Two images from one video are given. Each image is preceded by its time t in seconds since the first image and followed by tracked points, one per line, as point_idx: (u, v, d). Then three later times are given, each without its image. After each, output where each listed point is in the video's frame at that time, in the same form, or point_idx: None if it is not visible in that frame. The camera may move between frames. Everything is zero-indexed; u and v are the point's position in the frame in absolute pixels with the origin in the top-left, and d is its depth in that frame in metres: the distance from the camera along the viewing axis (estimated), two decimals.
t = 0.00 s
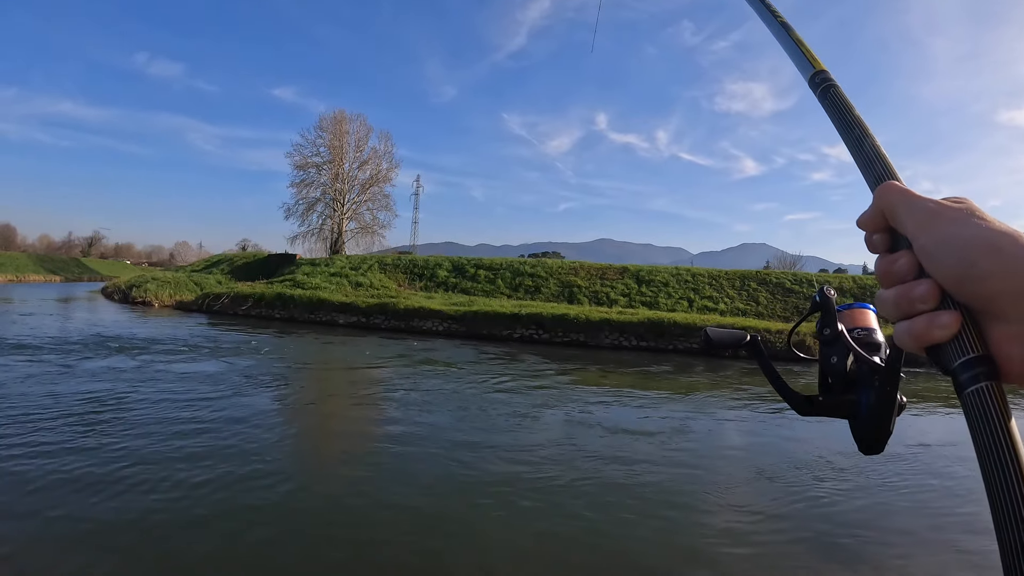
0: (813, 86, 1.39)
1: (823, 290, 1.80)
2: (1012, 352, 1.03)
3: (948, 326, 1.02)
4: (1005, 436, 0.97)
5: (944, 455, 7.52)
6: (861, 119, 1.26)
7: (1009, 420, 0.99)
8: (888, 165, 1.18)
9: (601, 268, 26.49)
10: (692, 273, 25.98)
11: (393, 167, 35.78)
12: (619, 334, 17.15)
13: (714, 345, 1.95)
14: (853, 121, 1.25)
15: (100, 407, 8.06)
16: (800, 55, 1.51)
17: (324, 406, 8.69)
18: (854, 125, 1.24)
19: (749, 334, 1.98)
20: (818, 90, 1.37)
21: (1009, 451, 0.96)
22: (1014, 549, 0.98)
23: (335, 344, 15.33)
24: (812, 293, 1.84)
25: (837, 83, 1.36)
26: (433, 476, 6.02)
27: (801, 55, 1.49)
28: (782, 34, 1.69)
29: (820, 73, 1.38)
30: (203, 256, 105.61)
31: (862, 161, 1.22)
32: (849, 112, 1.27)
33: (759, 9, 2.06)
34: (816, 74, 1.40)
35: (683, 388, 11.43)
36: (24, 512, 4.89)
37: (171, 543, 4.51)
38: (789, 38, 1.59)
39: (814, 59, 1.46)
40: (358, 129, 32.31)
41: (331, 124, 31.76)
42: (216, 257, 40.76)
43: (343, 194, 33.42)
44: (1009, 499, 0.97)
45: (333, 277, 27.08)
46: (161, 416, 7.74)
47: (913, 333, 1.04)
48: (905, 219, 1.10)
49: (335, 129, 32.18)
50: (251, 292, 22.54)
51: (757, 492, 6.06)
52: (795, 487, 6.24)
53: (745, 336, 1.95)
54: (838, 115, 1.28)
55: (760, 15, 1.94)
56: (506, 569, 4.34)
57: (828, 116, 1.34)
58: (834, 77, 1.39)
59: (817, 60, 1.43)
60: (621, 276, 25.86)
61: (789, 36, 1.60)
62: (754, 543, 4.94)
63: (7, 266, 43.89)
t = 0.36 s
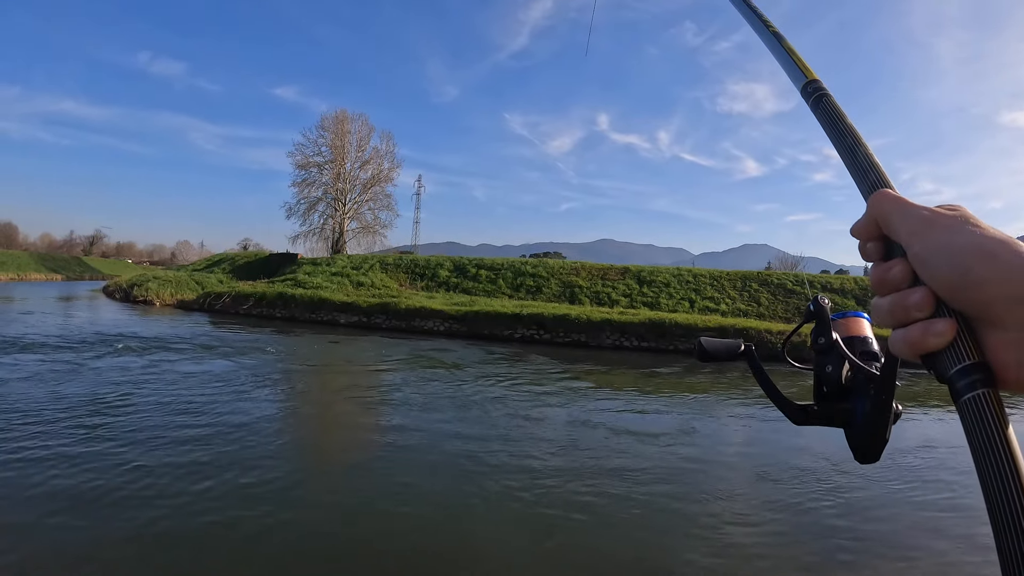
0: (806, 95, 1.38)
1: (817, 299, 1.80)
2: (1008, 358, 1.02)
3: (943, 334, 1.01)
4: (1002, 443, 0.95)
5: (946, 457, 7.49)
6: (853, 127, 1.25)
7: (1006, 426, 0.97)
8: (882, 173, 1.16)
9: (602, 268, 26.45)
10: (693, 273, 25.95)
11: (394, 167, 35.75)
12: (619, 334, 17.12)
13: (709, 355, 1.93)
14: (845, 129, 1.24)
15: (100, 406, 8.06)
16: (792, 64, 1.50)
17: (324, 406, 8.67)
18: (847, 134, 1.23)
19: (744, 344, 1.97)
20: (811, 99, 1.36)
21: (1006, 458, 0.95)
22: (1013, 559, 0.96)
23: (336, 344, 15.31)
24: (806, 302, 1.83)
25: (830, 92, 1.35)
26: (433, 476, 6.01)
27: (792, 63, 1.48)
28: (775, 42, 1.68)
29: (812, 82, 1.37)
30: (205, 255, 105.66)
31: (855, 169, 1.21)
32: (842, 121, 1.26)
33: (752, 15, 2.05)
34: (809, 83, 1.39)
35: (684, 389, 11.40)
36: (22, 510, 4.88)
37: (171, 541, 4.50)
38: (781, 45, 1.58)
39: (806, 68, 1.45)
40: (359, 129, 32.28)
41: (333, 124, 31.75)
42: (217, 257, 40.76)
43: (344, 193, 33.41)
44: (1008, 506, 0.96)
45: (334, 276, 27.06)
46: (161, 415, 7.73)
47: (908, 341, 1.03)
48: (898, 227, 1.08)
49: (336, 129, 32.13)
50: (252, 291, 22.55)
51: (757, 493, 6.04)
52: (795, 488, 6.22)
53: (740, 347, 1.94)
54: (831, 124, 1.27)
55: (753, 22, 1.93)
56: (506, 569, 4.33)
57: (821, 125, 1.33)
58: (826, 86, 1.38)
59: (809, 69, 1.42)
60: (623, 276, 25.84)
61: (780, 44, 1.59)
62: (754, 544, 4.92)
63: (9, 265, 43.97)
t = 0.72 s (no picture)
0: (808, 92, 1.38)
1: (818, 297, 1.79)
2: (1010, 358, 1.02)
3: (944, 332, 1.01)
4: (1003, 442, 0.95)
5: (947, 458, 7.48)
6: (856, 124, 1.25)
7: (1007, 427, 0.97)
8: (884, 170, 1.16)
9: (603, 268, 26.43)
10: (693, 273, 25.93)
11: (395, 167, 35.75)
12: (620, 334, 17.11)
13: (710, 352, 1.93)
14: (848, 127, 1.23)
15: (101, 405, 8.07)
16: (795, 62, 1.50)
17: (325, 405, 8.68)
18: (849, 131, 1.23)
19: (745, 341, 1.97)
20: (813, 96, 1.36)
21: (1007, 457, 0.94)
22: (1014, 559, 0.96)
23: (337, 343, 15.32)
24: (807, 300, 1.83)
25: (833, 89, 1.35)
26: (434, 476, 6.02)
27: (796, 60, 1.48)
28: (777, 39, 1.67)
29: (815, 79, 1.37)
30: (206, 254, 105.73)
31: (858, 166, 1.21)
32: (845, 118, 1.26)
33: (754, 12, 2.04)
34: (811, 80, 1.39)
35: (684, 389, 11.40)
36: (23, 510, 4.88)
37: (172, 540, 4.51)
38: (785, 42, 1.57)
39: (809, 64, 1.45)
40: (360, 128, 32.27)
41: (334, 123, 31.76)
42: (218, 255, 40.80)
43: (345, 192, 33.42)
44: (1010, 508, 0.95)
45: (336, 276, 27.07)
46: (162, 414, 7.74)
47: (909, 339, 1.03)
48: (901, 225, 1.08)
49: (337, 128, 32.12)
50: (253, 290, 22.58)
51: (758, 494, 6.04)
52: (796, 489, 6.22)
53: (741, 344, 1.94)
54: (833, 121, 1.27)
55: (755, 20, 1.93)
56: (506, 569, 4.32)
57: (824, 122, 1.32)
58: (829, 84, 1.37)
59: (812, 66, 1.42)
60: (623, 276, 25.83)
61: (784, 41, 1.58)
62: (755, 544, 4.92)
63: (10, 264, 44.04)
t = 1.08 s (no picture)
0: (812, 84, 1.38)
1: (818, 290, 1.80)
2: (1009, 354, 1.02)
3: (945, 327, 1.01)
4: (1002, 439, 0.95)
5: (947, 458, 7.48)
6: (859, 118, 1.25)
7: (1006, 422, 0.97)
8: (887, 163, 1.16)
9: (604, 267, 26.42)
10: (694, 273, 25.90)
11: (396, 165, 35.75)
12: (621, 333, 17.10)
13: (711, 344, 1.93)
14: (851, 120, 1.23)
15: (101, 403, 8.08)
16: (798, 55, 1.50)
17: (325, 403, 8.69)
18: (853, 125, 1.23)
19: (746, 333, 1.97)
20: (817, 89, 1.36)
21: (1005, 454, 0.94)
22: (1010, 554, 0.96)
23: (337, 341, 15.34)
24: (808, 292, 1.83)
25: (836, 82, 1.35)
26: (434, 474, 6.03)
27: (800, 52, 1.48)
28: (782, 32, 1.67)
29: (819, 71, 1.37)
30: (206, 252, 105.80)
31: (861, 159, 1.21)
32: (848, 111, 1.26)
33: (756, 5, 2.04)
34: (815, 72, 1.39)
35: (685, 388, 11.40)
36: (22, 508, 4.89)
37: (171, 539, 4.50)
38: (790, 35, 1.57)
39: (813, 57, 1.45)
40: (361, 126, 32.27)
41: (335, 121, 31.73)
42: (219, 253, 40.80)
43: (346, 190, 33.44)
44: (1008, 505, 0.96)
45: (336, 274, 27.08)
46: (163, 412, 7.76)
47: (909, 333, 1.03)
48: (903, 219, 1.08)
49: (339, 127, 32.13)
50: (253, 288, 22.61)
51: (758, 492, 6.03)
52: (796, 487, 6.22)
53: (742, 336, 1.94)
54: (837, 113, 1.27)
55: (759, 13, 1.93)
56: (505, 568, 4.32)
57: (827, 115, 1.32)
58: (833, 77, 1.37)
59: (816, 59, 1.42)
60: (624, 275, 25.80)
61: (788, 34, 1.58)
62: (754, 543, 4.92)
63: (12, 261, 44.20)
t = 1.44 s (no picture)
0: (814, 88, 1.38)
1: (822, 293, 1.79)
2: (1010, 357, 1.01)
3: (945, 331, 1.01)
4: (1001, 441, 0.95)
5: (947, 459, 7.47)
6: (860, 121, 1.24)
7: (1006, 425, 0.97)
8: (888, 167, 1.16)
9: (604, 267, 26.42)
10: (694, 273, 25.90)
11: (397, 164, 35.75)
12: (621, 333, 17.11)
13: (715, 348, 1.93)
14: (852, 124, 1.23)
15: (101, 401, 8.09)
16: (801, 58, 1.49)
17: (325, 402, 8.69)
18: (854, 129, 1.23)
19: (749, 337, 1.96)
20: (819, 92, 1.36)
21: (1005, 456, 0.94)
22: (1011, 558, 0.96)
23: (337, 340, 15.34)
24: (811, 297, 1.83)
25: (838, 86, 1.35)
26: (433, 473, 6.03)
27: (802, 56, 1.48)
28: (784, 35, 1.67)
29: (821, 75, 1.37)
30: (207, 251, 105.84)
31: (862, 162, 1.21)
32: (850, 115, 1.25)
33: (759, 8, 2.04)
34: (817, 76, 1.38)
35: (685, 388, 11.40)
36: (22, 506, 4.90)
37: (170, 538, 4.51)
38: (791, 39, 1.57)
39: (815, 61, 1.45)
40: (362, 126, 32.28)
41: (336, 120, 31.72)
42: (220, 251, 40.84)
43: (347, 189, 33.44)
44: (1007, 508, 0.96)
45: (336, 272, 27.08)
46: (163, 410, 7.76)
47: (910, 336, 1.03)
48: (904, 223, 1.08)
49: (340, 126, 32.14)
50: (254, 286, 22.63)
51: (757, 493, 6.03)
52: (795, 488, 6.21)
53: (745, 340, 1.93)
54: (839, 117, 1.27)
55: (761, 16, 1.93)
56: (503, 568, 4.32)
57: (828, 119, 1.32)
58: (834, 81, 1.37)
59: (818, 63, 1.42)
60: (625, 275, 25.79)
61: (790, 37, 1.58)
62: (753, 544, 4.92)
63: (12, 259, 44.25)
